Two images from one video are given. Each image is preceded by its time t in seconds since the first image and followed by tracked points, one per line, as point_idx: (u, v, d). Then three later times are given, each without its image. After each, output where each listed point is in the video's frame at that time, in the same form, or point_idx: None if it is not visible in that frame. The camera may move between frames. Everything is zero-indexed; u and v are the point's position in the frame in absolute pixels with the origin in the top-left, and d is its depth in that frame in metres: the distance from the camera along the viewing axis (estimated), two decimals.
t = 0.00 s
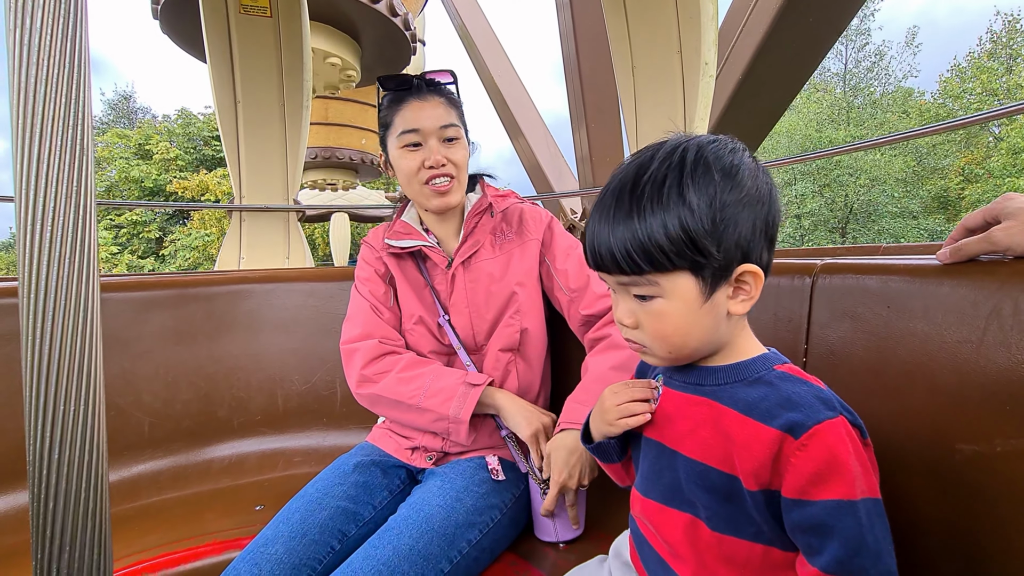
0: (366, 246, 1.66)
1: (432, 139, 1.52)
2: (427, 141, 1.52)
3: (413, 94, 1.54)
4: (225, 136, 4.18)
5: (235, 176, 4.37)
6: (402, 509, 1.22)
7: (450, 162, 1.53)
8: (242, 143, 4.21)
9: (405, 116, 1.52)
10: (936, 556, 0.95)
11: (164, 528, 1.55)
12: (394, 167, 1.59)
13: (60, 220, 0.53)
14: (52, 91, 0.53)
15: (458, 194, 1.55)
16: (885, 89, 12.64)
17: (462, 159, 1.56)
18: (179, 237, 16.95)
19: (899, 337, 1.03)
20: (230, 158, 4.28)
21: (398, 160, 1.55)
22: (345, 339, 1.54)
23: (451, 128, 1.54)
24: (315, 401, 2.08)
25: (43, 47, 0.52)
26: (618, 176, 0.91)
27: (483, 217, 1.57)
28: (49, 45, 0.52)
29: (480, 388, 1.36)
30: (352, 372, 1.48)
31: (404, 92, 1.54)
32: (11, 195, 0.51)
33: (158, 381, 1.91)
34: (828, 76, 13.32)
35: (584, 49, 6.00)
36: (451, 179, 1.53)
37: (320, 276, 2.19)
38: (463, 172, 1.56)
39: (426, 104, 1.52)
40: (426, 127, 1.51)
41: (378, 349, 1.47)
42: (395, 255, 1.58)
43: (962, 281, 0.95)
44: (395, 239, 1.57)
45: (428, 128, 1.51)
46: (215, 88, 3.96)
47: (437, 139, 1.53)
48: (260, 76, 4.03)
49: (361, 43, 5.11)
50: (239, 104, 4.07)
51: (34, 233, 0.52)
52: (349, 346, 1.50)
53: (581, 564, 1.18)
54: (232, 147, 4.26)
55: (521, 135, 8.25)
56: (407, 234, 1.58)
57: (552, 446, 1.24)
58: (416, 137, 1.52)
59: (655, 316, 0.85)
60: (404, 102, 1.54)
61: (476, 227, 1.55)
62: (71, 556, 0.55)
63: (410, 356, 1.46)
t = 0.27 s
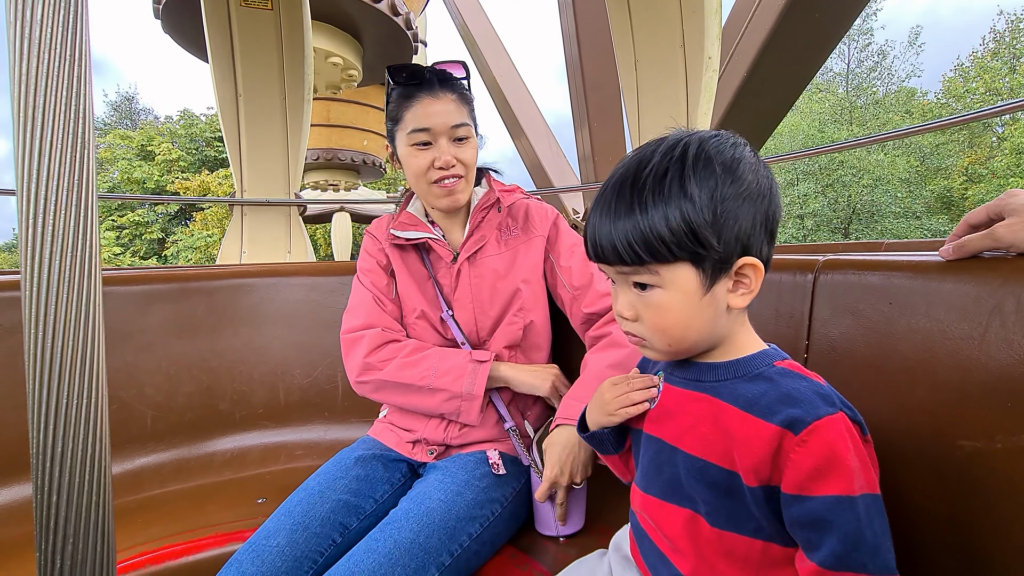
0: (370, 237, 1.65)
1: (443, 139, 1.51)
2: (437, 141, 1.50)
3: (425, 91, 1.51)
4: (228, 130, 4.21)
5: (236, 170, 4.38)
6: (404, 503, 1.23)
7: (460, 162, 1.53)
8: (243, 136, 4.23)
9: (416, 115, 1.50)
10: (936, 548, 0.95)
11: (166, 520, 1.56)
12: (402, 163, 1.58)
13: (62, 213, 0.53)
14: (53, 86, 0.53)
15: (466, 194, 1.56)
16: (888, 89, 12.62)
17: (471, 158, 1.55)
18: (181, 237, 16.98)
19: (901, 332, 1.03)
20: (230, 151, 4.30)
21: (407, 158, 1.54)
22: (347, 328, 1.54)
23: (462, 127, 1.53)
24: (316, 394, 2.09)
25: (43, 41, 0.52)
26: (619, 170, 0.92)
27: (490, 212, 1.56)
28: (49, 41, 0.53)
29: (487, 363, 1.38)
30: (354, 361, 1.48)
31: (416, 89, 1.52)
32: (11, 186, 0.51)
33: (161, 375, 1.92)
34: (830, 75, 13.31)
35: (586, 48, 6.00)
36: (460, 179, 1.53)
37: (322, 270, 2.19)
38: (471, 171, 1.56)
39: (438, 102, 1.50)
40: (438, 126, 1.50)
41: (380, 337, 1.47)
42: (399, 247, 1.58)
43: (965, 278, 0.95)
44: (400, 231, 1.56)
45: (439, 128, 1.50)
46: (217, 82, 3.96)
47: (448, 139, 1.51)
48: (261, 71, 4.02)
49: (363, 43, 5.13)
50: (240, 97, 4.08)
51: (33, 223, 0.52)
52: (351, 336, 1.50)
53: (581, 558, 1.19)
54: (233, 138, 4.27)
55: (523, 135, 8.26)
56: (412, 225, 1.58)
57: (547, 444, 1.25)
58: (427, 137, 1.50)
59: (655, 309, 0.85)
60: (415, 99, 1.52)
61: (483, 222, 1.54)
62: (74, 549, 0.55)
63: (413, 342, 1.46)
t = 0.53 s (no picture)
0: (382, 228, 1.65)
1: (455, 135, 1.50)
2: (450, 137, 1.50)
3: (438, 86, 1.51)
4: (229, 127, 4.19)
5: (237, 164, 4.36)
6: (405, 497, 1.23)
7: (472, 158, 1.53)
8: (244, 130, 4.22)
9: (429, 110, 1.49)
10: (936, 538, 0.96)
11: (169, 514, 1.57)
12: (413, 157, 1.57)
13: (63, 208, 0.54)
14: (54, 80, 0.53)
15: (478, 190, 1.56)
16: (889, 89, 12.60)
17: (483, 154, 1.55)
18: (182, 237, 17.01)
19: (902, 327, 1.04)
20: (231, 147, 4.29)
21: (419, 153, 1.54)
22: (364, 320, 1.53)
23: (475, 123, 1.52)
24: (318, 389, 2.09)
25: (43, 36, 0.53)
26: (623, 162, 0.92)
27: (502, 209, 1.57)
28: (49, 35, 0.53)
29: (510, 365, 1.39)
30: (375, 354, 1.46)
31: (429, 83, 1.51)
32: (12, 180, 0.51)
33: (163, 369, 1.93)
34: (831, 75, 13.29)
35: (588, 48, 5.99)
36: (472, 175, 1.54)
37: (323, 266, 2.20)
38: (483, 166, 1.56)
39: (451, 98, 1.50)
40: (451, 122, 1.49)
41: (404, 332, 1.45)
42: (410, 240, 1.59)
43: (966, 275, 0.95)
44: (412, 223, 1.57)
45: (452, 124, 1.49)
46: (218, 78, 3.95)
47: (460, 134, 1.51)
48: (262, 67, 4.01)
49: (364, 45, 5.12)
50: (241, 92, 4.07)
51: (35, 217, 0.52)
52: (372, 328, 1.48)
53: (581, 552, 1.19)
54: (234, 135, 4.26)
55: (524, 135, 8.26)
56: (423, 219, 1.58)
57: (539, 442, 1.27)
58: (440, 132, 1.50)
59: (655, 299, 0.85)
60: (428, 92, 1.51)
61: (494, 218, 1.56)
62: (78, 541, 0.56)
63: (437, 340, 1.45)
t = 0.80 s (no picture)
0: (388, 224, 1.64)
1: (464, 135, 1.49)
2: (459, 137, 1.49)
3: (447, 84, 1.49)
4: (229, 122, 4.19)
5: (237, 160, 4.36)
6: (407, 494, 1.23)
7: (480, 158, 1.53)
8: (244, 125, 4.21)
9: (438, 110, 1.48)
10: (937, 534, 0.96)
11: (170, 510, 1.57)
12: (419, 154, 1.57)
13: (67, 205, 0.54)
14: (55, 78, 0.53)
15: (485, 189, 1.57)
16: (890, 90, 12.61)
17: (491, 153, 1.55)
18: (183, 239, 17.04)
19: (903, 325, 1.04)
20: (231, 144, 4.29)
21: (427, 152, 1.53)
22: (372, 317, 1.51)
23: (484, 121, 1.51)
24: (319, 386, 2.09)
25: (45, 34, 0.53)
26: (625, 160, 0.92)
27: (511, 208, 1.57)
28: (50, 34, 0.53)
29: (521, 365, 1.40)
30: (386, 353, 1.45)
31: (437, 81, 1.49)
32: (16, 178, 0.51)
33: (164, 366, 1.93)
34: (832, 76, 13.30)
35: (588, 50, 6.00)
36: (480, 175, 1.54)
37: (324, 264, 2.20)
38: (491, 165, 1.56)
39: (461, 97, 1.48)
40: (460, 122, 1.48)
41: (415, 331, 1.44)
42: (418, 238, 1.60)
43: (968, 273, 0.95)
44: (420, 221, 1.58)
45: (461, 123, 1.48)
46: (218, 74, 3.95)
47: (469, 134, 1.50)
48: (263, 65, 4.01)
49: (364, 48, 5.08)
50: (241, 89, 4.06)
51: (40, 215, 0.53)
52: (382, 325, 1.47)
53: (581, 550, 1.19)
54: (234, 131, 4.26)
55: (525, 136, 8.28)
56: (432, 216, 1.58)
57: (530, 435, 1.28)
58: (448, 132, 1.49)
59: (652, 293, 0.85)
60: (436, 91, 1.50)
61: (502, 218, 1.56)
62: (81, 540, 0.56)
63: (448, 339, 1.45)
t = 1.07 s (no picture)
0: (387, 224, 1.65)
1: (462, 136, 1.49)
2: (457, 138, 1.49)
3: (445, 85, 1.49)
4: (229, 121, 4.19)
5: (237, 160, 4.36)
6: (407, 494, 1.23)
7: (479, 159, 1.52)
8: (245, 124, 4.20)
9: (436, 111, 1.48)
10: (937, 532, 0.96)
11: (171, 510, 1.57)
12: (419, 156, 1.57)
13: (66, 205, 0.54)
14: (55, 80, 0.53)
15: (484, 190, 1.56)
16: (891, 90, 12.61)
17: (490, 154, 1.55)
18: (184, 241, 17.06)
19: (903, 323, 1.04)
20: (231, 143, 4.27)
21: (425, 153, 1.53)
22: (370, 317, 1.51)
23: (482, 123, 1.51)
24: (319, 386, 2.09)
25: (45, 35, 0.53)
26: (626, 157, 0.92)
27: (510, 209, 1.57)
28: (50, 36, 0.53)
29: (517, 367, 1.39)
30: (382, 353, 1.45)
31: (435, 83, 1.50)
32: (16, 178, 0.52)
33: (164, 366, 1.93)
34: (832, 76, 13.31)
35: (589, 51, 6.01)
36: (478, 175, 1.53)
37: (325, 265, 2.20)
38: (490, 166, 1.56)
39: (458, 98, 1.48)
40: (457, 123, 1.48)
41: (411, 332, 1.45)
42: (417, 237, 1.60)
43: (969, 273, 0.95)
44: (419, 221, 1.58)
45: (459, 124, 1.48)
46: (219, 73, 3.95)
47: (467, 135, 1.50)
48: (263, 64, 4.01)
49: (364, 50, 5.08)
50: (242, 89, 4.06)
51: (40, 217, 0.53)
52: (379, 326, 1.47)
53: (581, 550, 1.19)
54: (234, 131, 4.26)
55: (525, 137, 8.29)
56: (431, 216, 1.59)
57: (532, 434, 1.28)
58: (447, 133, 1.49)
59: (651, 291, 0.85)
60: (434, 92, 1.50)
61: (502, 218, 1.56)
62: (81, 539, 0.56)
63: (444, 339, 1.45)
